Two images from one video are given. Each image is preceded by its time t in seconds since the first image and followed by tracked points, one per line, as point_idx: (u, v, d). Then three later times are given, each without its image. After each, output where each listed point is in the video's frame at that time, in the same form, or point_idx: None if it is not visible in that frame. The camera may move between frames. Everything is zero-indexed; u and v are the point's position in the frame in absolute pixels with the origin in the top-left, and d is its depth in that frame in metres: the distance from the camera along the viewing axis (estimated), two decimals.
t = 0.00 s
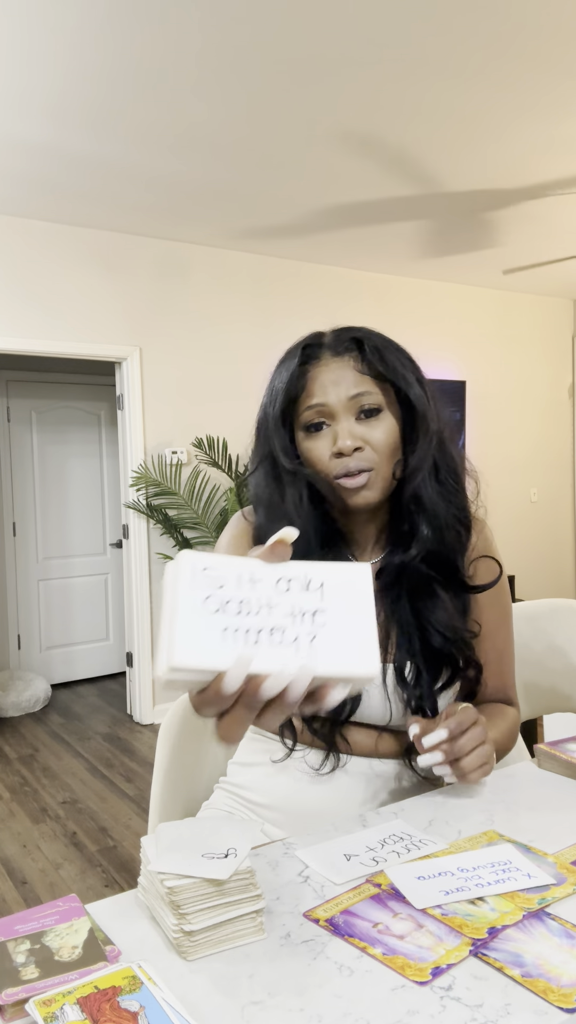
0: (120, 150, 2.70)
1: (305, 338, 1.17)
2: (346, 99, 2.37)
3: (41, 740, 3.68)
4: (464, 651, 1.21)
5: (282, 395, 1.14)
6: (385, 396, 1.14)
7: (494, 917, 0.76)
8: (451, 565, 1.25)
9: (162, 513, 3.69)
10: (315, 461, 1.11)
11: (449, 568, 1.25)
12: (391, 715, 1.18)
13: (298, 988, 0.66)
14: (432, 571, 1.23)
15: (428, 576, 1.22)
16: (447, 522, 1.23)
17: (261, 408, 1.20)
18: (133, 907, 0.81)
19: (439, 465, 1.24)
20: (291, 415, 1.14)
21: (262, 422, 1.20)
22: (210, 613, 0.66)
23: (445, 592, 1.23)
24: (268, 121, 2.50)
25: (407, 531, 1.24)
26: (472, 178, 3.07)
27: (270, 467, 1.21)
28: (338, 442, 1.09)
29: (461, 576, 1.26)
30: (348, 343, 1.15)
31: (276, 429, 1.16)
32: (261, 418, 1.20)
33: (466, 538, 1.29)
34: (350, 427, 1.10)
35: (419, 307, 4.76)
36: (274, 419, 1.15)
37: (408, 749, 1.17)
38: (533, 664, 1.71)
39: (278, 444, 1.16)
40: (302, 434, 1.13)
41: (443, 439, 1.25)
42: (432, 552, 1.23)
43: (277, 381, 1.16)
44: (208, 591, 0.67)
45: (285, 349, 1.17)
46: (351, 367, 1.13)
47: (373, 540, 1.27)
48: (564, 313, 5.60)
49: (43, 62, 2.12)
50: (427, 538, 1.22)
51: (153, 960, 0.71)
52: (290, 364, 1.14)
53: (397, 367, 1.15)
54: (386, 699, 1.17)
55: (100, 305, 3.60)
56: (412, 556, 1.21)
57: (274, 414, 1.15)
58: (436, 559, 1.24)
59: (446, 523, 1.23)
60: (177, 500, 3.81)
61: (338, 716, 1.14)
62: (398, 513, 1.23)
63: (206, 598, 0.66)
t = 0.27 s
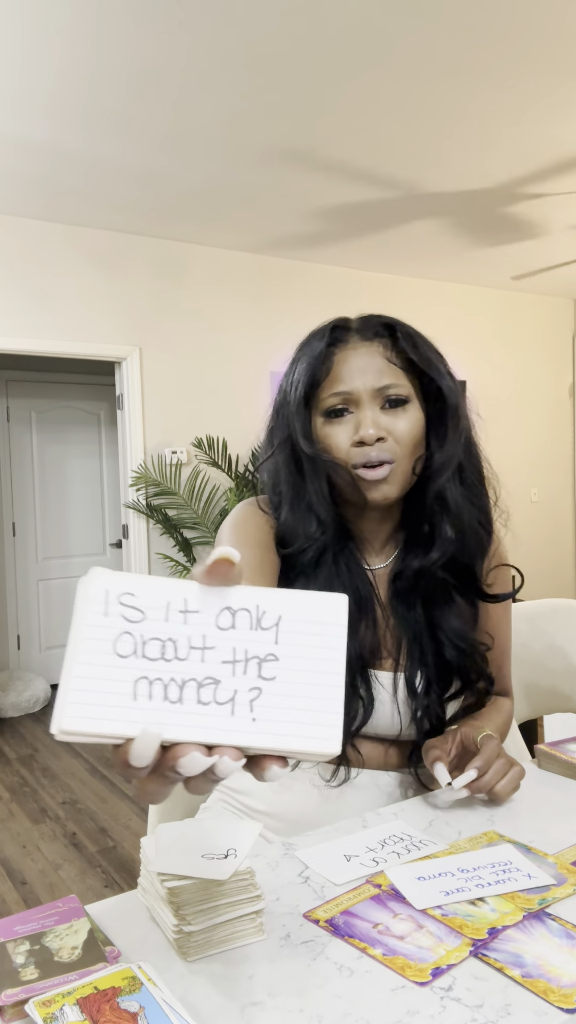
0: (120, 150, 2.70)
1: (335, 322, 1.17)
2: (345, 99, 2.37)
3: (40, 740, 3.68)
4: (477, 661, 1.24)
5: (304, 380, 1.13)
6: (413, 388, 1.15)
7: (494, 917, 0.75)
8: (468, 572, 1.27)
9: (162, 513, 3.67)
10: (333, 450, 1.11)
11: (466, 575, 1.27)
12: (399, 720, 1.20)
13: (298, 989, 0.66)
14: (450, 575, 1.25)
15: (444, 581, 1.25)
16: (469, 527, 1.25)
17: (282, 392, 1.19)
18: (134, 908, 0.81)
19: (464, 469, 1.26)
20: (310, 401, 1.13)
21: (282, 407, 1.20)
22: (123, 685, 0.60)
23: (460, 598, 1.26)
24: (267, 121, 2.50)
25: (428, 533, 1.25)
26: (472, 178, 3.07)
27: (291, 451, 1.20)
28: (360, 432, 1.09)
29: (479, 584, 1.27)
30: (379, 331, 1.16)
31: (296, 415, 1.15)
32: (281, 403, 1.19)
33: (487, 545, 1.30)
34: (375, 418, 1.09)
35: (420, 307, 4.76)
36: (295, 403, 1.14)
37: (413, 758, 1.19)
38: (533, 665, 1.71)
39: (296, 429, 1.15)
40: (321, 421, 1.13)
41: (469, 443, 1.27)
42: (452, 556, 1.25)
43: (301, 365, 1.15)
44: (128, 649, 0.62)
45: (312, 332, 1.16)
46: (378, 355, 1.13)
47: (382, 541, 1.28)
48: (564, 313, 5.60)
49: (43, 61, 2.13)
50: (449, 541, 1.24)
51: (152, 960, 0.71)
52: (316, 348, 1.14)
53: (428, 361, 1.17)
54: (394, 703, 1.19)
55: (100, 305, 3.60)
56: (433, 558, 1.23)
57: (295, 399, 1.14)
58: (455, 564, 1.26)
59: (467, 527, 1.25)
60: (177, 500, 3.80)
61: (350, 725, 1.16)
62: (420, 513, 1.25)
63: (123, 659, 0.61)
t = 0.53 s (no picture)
0: (120, 150, 2.71)
1: (348, 315, 1.15)
2: (346, 99, 2.37)
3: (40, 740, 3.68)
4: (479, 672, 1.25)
5: (312, 375, 1.12)
6: (427, 390, 1.15)
7: (494, 917, 0.75)
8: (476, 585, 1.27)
9: (162, 513, 3.67)
10: (340, 452, 1.11)
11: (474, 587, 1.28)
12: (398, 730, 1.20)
13: (298, 989, 0.66)
14: (458, 586, 1.26)
15: (451, 591, 1.26)
16: (481, 538, 1.26)
17: (287, 387, 1.18)
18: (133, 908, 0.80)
19: (477, 479, 1.27)
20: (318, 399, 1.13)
21: (287, 402, 1.18)
22: (102, 704, 0.56)
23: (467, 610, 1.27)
24: (268, 121, 2.50)
25: (438, 542, 1.26)
26: (472, 178, 3.07)
27: (296, 452, 1.19)
28: (369, 435, 1.08)
29: (488, 597, 1.28)
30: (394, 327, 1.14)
31: (303, 412, 1.14)
32: (286, 398, 1.18)
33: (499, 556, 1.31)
34: (385, 420, 1.09)
35: (420, 307, 4.76)
36: (302, 399, 1.13)
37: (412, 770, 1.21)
38: (533, 665, 1.71)
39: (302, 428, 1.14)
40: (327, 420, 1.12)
41: (485, 452, 1.28)
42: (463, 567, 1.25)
43: (310, 359, 1.13)
44: (106, 661, 0.57)
45: (322, 324, 1.15)
46: (391, 351, 1.12)
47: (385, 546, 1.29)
48: (565, 313, 5.60)
49: (45, 60, 2.13)
50: (461, 553, 1.24)
51: (152, 960, 0.71)
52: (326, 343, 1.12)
53: (446, 363, 1.16)
54: (394, 714, 1.20)
55: (100, 304, 3.60)
56: (445, 569, 1.24)
57: (302, 395, 1.13)
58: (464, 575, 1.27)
59: (479, 538, 1.26)
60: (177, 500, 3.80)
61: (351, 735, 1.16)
62: (432, 522, 1.26)
63: (100, 673, 0.57)
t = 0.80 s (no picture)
0: (120, 149, 2.71)
1: (343, 315, 1.13)
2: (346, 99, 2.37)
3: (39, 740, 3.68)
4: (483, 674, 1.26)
5: (308, 378, 1.10)
6: (426, 391, 1.14)
7: (494, 918, 0.75)
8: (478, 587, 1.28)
9: (161, 513, 3.66)
10: (338, 457, 1.11)
11: (477, 589, 1.28)
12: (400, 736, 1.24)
13: (298, 990, 0.66)
14: (460, 589, 1.27)
15: (454, 595, 1.26)
16: (484, 540, 1.26)
17: (282, 391, 1.16)
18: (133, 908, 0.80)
19: (480, 481, 1.26)
20: (314, 403, 1.11)
21: (282, 406, 1.17)
22: (120, 766, 0.57)
23: (467, 612, 1.28)
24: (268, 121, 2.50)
25: (440, 547, 1.26)
26: (472, 178, 3.07)
27: (291, 459, 1.18)
28: (368, 440, 1.08)
29: (490, 598, 1.29)
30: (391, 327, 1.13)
31: (299, 418, 1.13)
32: (281, 402, 1.16)
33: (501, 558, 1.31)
34: (383, 425, 1.08)
35: (420, 307, 4.76)
36: (297, 403, 1.12)
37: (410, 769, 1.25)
38: (533, 665, 1.72)
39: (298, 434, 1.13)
40: (323, 424, 1.11)
41: (486, 452, 1.27)
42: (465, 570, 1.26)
43: (305, 362, 1.12)
44: (121, 719, 0.58)
45: (317, 325, 1.14)
46: (388, 352, 1.11)
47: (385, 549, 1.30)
48: (565, 314, 5.60)
49: (46, 60, 2.12)
50: (463, 557, 1.24)
51: (152, 961, 0.71)
52: (321, 344, 1.10)
53: (445, 364, 1.14)
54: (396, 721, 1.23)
55: (101, 304, 3.60)
56: (448, 575, 1.24)
57: (297, 399, 1.12)
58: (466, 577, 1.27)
59: (482, 540, 1.26)
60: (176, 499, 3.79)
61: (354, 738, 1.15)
62: (433, 527, 1.25)
63: (115, 729, 0.58)
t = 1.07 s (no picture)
0: (121, 149, 2.70)
1: (332, 316, 1.14)
2: (346, 99, 2.38)
3: (40, 740, 3.68)
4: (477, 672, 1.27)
5: (298, 380, 1.11)
6: (416, 390, 1.14)
7: (495, 918, 0.75)
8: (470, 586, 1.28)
9: (161, 513, 3.67)
10: (327, 459, 1.10)
11: (470, 588, 1.28)
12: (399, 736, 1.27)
13: (298, 990, 0.66)
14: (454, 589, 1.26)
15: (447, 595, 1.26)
16: (475, 539, 1.26)
17: (272, 393, 1.17)
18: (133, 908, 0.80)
19: (470, 479, 1.26)
20: (304, 405, 1.12)
21: (272, 408, 1.17)
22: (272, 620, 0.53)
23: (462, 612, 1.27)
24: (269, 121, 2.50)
25: (432, 548, 1.24)
26: (473, 178, 3.07)
27: (281, 462, 1.18)
28: (359, 442, 1.07)
29: (483, 597, 1.29)
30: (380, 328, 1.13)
31: (289, 420, 1.13)
32: (271, 404, 1.17)
33: (494, 558, 1.31)
34: (374, 426, 1.08)
35: (420, 307, 4.76)
36: (287, 406, 1.13)
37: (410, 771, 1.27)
38: (533, 665, 1.72)
39: (289, 436, 1.14)
40: (313, 427, 1.11)
41: (476, 452, 1.27)
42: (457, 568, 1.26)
43: (295, 364, 1.12)
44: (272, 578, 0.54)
45: (306, 326, 1.14)
46: (377, 353, 1.12)
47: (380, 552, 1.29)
48: (565, 313, 5.60)
49: (48, 61, 2.13)
50: (454, 557, 1.25)
51: (152, 960, 0.71)
52: (311, 347, 1.11)
53: (434, 361, 1.15)
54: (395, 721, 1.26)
55: (101, 304, 3.60)
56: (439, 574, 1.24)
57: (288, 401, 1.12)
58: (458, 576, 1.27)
59: (472, 539, 1.26)
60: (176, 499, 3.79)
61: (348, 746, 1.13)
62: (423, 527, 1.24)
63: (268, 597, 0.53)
